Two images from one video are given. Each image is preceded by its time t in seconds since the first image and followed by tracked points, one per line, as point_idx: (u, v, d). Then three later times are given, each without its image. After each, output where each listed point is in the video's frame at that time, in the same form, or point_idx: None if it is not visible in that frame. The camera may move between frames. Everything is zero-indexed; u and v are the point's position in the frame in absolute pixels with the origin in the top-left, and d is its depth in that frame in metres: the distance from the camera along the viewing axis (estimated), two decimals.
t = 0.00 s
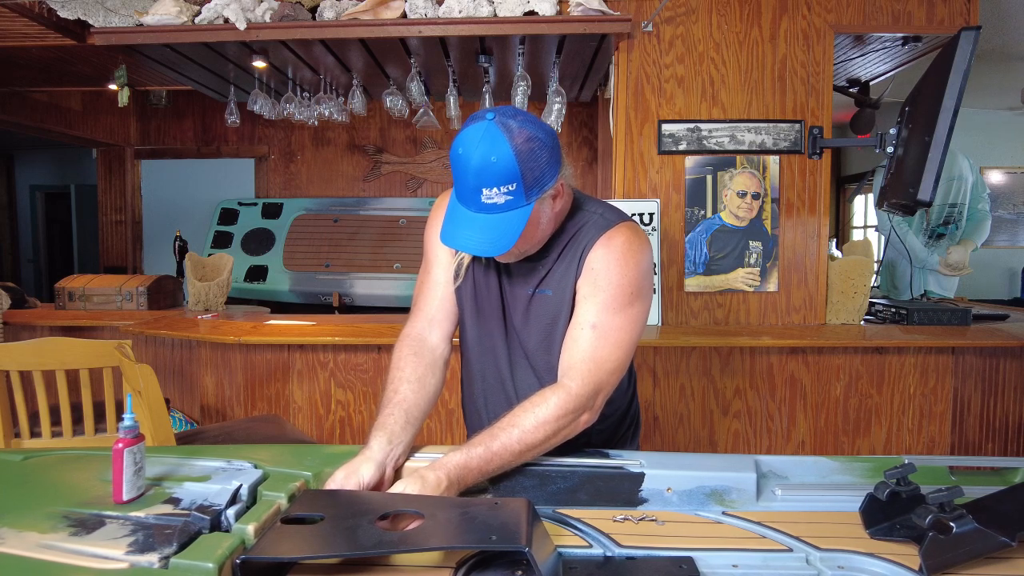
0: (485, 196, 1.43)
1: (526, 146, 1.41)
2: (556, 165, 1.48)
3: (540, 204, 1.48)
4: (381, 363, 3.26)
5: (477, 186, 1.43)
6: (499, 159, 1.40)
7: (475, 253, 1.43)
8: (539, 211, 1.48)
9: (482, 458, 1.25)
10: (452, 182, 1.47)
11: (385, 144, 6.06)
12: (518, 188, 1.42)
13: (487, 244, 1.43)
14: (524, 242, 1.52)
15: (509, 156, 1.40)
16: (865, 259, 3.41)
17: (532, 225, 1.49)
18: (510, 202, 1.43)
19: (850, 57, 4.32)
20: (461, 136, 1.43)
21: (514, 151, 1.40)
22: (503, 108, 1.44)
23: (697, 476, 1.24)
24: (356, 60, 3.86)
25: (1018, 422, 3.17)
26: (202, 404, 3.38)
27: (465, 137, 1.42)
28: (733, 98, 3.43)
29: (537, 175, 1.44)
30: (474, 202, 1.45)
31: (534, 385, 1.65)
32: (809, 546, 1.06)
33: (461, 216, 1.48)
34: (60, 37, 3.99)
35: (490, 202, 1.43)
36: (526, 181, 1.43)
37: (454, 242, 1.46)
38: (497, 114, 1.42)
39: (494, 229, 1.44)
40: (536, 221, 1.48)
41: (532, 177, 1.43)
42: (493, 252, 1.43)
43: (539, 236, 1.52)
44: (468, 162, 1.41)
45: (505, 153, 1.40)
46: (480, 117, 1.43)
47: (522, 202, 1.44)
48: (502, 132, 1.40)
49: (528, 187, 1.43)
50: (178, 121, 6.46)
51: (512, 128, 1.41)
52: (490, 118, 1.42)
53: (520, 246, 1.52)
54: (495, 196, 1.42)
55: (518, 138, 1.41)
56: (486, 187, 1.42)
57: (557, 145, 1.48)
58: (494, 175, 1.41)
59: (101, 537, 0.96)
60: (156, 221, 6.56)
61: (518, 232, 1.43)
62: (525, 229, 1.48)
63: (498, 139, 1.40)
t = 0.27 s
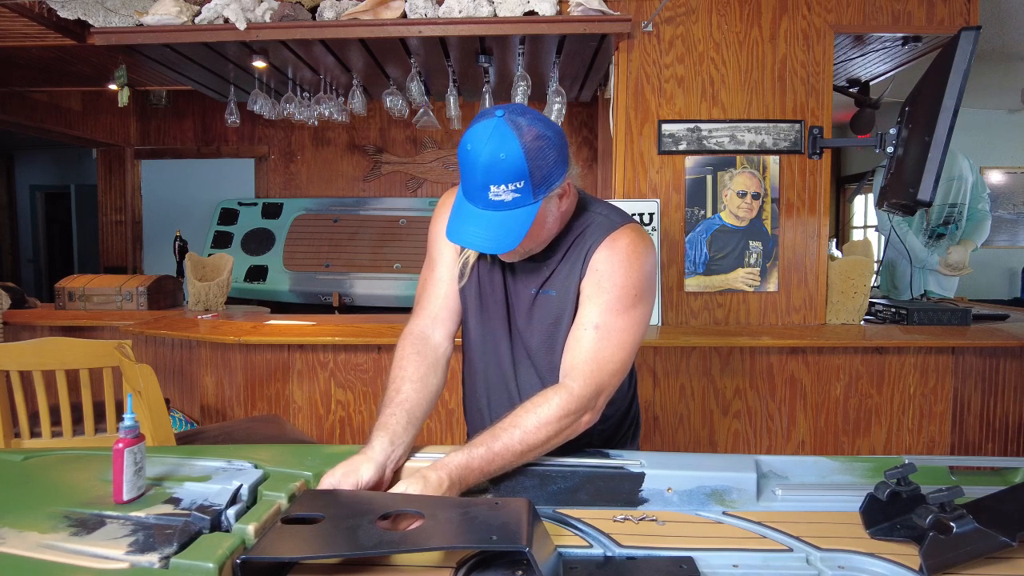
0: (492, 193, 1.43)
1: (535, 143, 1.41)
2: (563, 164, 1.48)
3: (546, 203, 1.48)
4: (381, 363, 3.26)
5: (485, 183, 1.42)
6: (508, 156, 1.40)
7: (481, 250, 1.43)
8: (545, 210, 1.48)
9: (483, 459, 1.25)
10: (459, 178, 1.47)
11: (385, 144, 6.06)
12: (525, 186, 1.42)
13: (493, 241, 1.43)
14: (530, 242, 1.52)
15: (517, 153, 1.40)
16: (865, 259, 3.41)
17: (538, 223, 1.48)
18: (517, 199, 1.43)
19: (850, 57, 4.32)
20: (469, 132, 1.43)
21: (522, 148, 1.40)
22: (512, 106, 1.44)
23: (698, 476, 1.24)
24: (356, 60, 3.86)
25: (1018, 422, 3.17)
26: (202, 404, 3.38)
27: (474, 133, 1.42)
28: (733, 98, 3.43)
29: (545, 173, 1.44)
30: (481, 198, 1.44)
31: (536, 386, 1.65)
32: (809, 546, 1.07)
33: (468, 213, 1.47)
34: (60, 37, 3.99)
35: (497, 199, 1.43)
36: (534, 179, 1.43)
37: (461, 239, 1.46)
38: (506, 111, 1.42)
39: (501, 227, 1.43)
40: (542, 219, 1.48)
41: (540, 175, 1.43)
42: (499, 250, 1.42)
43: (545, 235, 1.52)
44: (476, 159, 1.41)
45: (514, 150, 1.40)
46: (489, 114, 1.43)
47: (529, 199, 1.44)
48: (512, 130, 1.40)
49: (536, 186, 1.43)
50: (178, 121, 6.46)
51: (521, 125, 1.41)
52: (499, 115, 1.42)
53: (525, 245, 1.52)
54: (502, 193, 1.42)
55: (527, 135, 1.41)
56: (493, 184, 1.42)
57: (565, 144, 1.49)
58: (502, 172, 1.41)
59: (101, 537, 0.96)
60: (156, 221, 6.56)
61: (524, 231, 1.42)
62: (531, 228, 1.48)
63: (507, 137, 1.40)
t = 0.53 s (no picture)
0: (497, 191, 1.42)
1: (541, 143, 1.41)
2: (569, 164, 1.48)
3: (551, 203, 1.48)
4: (381, 363, 3.26)
5: (490, 181, 1.42)
6: (514, 155, 1.40)
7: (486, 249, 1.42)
8: (550, 210, 1.48)
9: (483, 459, 1.25)
10: (465, 176, 1.47)
11: (385, 144, 6.06)
12: (531, 185, 1.42)
13: (497, 240, 1.43)
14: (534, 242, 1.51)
15: (524, 152, 1.40)
16: (865, 259, 3.41)
17: (543, 223, 1.48)
18: (522, 199, 1.43)
19: (850, 57, 4.32)
20: (476, 130, 1.43)
21: (529, 147, 1.40)
22: (519, 105, 1.44)
23: (698, 476, 1.24)
24: (356, 60, 3.86)
25: (1018, 422, 3.17)
26: (202, 404, 3.38)
27: (480, 131, 1.42)
28: (733, 98, 3.43)
29: (550, 173, 1.44)
30: (487, 197, 1.44)
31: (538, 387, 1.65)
32: (810, 546, 1.06)
33: (472, 212, 1.47)
34: (60, 37, 3.99)
35: (502, 198, 1.43)
36: (539, 178, 1.43)
37: (465, 237, 1.45)
38: (513, 110, 1.42)
39: (505, 225, 1.43)
40: (547, 219, 1.48)
41: (545, 175, 1.43)
42: (504, 248, 1.42)
43: (549, 235, 1.52)
44: (482, 157, 1.41)
45: (520, 149, 1.40)
46: (496, 113, 1.43)
47: (534, 199, 1.43)
48: (518, 128, 1.40)
49: (541, 185, 1.43)
50: (178, 121, 6.46)
51: (527, 124, 1.41)
52: (506, 114, 1.42)
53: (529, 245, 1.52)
54: (507, 192, 1.42)
55: (534, 134, 1.41)
56: (498, 182, 1.42)
57: (571, 145, 1.49)
58: (508, 171, 1.40)
59: (102, 537, 0.96)
60: (156, 221, 6.56)
61: (529, 230, 1.42)
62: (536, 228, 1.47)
63: (513, 135, 1.40)
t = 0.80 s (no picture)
0: (498, 188, 1.42)
1: (542, 140, 1.41)
2: (570, 162, 1.48)
3: (552, 201, 1.47)
4: (381, 363, 3.26)
5: (491, 179, 1.42)
6: (515, 152, 1.40)
7: (486, 246, 1.42)
8: (550, 208, 1.48)
9: (482, 460, 1.25)
10: (465, 174, 1.47)
11: (385, 144, 6.06)
12: (531, 183, 1.42)
13: (498, 237, 1.42)
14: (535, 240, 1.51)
15: (524, 149, 1.40)
16: (865, 259, 3.42)
17: (543, 221, 1.48)
18: (523, 196, 1.42)
19: (850, 57, 4.32)
20: (476, 128, 1.44)
21: (530, 145, 1.40)
22: (520, 103, 1.45)
23: (697, 476, 1.24)
24: (356, 60, 3.86)
25: (1018, 422, 3.17)
26: (202, 404, 3.38)
27: (481, 129, 1.42)
28: (733, 98, 3.43)
29: (551, 171, 1.44)
30: (488, 194, 1.44)
31: (538, 387, 1.65)
32: (809, 546, 1.06)
33: (473, 210, 1.47)
34: (60, 37, 3.99)
35: (503, 195, 1.43)
36: (540, 176, 1.42)
37: (466, 235, 1.45)
38: (513, 108, 1.43)
39: (506, 223, 1.43)
40: (548, 217, 1.48)
41: (546, 172, 1.43)
42: (504, 246, 1.41)
43: (550, 233, 1.52)
44: (482, 154, 1.41)
45: (521, 146, 1.40)
46: (497, 110, 1.43)
47: (535, 196, 1.43)
48: (519, 126, 1.41)
49: (542, 183, 1.43)
50: (178, 121, 6.46)
51: (528, 122, 1.42)
52: (506, 111, 1.42)
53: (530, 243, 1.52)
54: (508, 189, 1.42)
55: (535, 132, 1.41)
56: (499, 180, 1.42)
57: (572, 143, 1.49)
58: (509, 168, 1.40)
59: (101, 537, 0.96)
60: (156, 221, 6.56)
61: (529, 227, 1.42)
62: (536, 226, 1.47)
63: (514, 133, 1.40)
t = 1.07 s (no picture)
0: (495, 187, 1.42)
1: (539, 139, 1.41)
2: (567, 160, 1.48)
3: (549, 199, 1.47)
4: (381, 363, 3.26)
5: (488, 177, 1.42)
6: (512, 150, 1.40)
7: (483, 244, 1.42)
8: (548, 206, 1.48)
9: (484, 460, 1.25)
10: (463, 172, 1.47)
11: (385, 144, 6.06)
12: (529, 181, 1.42)
13: (495, 235, 1.42)
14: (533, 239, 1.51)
15: (522, 148, 1.40)
16: (865, 259, 3.42)
17: (541, 220, 1.48)
18: (520, 194, 1.42)
19: (850, 57, 4.32)
20: (474, 126, 1.43)
21: (527, 143, 1.40)
22: (518, 101, 1.45)
23: (697, 476, 1.24)
24: (356, 60, 3.86)
25: (1019, 422, 3.17)
26: (202, 404, 3.38)
27: (478, 127, 1.42)
28: (733, 98, 3.43)
29: (549, 169, 1.44)
30: (485, 193, 1.44)
31: (538, 388, 1.65)
32: (809, 546, 1.06)
33: (470, 208, 1.47)
34: (60, 38, 3.99)
35: (500, 193, 1.42)
36: (537, 174, 1.42)
37: (463, 233, 1.45)
38: (511, 106, 1.42)
39: (503, 221, 1.43)
40: (545, 215, 1.48)
41: (543, 171, 1.43)
42: (501, 244, 1.41)
43: (547, 232, 1.52)
44: (480, 152, 1.41)
45: (518, 144, 1.40)
46: (494, 109, 1.43)
47: (533, 195, 1.43)
48: (516, 124, 1.40)
49: (539, 181, 1.43)
50: (178, 121, 6.46)
51: (526, 120, 1.42)
52: (504, 110, 1.42)
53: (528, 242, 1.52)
54: (505, 187, 1.42)
55: (532, 130, 1.41)
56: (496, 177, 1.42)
57: (569, 141, 1.49)
58: (506, 166, 1.40)
59: (101, 537, 0.96)
60: (156, 221, 6.56)
61: (526, 225, 1.42)
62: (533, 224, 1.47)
63: (511, 131, 1.40)
